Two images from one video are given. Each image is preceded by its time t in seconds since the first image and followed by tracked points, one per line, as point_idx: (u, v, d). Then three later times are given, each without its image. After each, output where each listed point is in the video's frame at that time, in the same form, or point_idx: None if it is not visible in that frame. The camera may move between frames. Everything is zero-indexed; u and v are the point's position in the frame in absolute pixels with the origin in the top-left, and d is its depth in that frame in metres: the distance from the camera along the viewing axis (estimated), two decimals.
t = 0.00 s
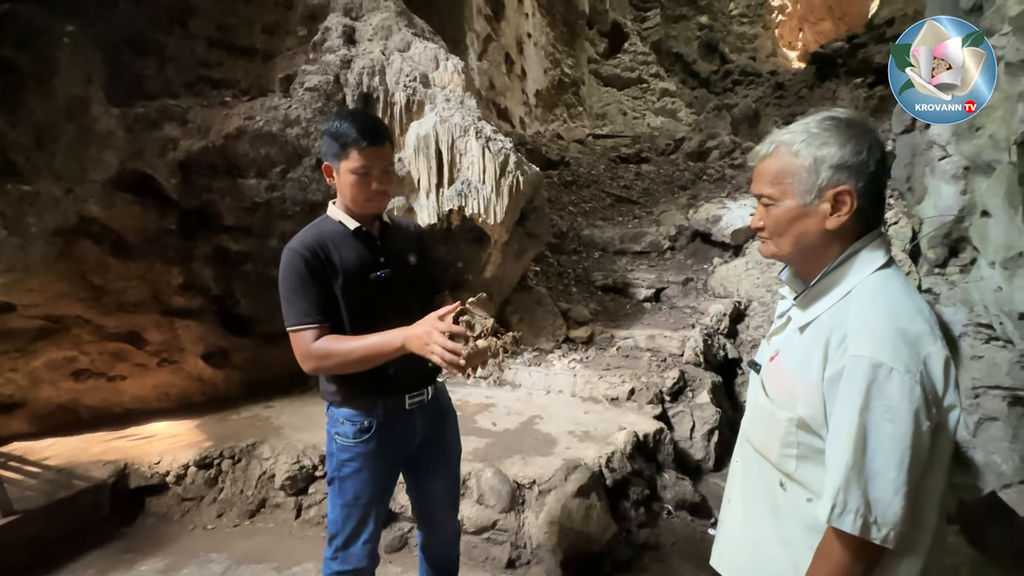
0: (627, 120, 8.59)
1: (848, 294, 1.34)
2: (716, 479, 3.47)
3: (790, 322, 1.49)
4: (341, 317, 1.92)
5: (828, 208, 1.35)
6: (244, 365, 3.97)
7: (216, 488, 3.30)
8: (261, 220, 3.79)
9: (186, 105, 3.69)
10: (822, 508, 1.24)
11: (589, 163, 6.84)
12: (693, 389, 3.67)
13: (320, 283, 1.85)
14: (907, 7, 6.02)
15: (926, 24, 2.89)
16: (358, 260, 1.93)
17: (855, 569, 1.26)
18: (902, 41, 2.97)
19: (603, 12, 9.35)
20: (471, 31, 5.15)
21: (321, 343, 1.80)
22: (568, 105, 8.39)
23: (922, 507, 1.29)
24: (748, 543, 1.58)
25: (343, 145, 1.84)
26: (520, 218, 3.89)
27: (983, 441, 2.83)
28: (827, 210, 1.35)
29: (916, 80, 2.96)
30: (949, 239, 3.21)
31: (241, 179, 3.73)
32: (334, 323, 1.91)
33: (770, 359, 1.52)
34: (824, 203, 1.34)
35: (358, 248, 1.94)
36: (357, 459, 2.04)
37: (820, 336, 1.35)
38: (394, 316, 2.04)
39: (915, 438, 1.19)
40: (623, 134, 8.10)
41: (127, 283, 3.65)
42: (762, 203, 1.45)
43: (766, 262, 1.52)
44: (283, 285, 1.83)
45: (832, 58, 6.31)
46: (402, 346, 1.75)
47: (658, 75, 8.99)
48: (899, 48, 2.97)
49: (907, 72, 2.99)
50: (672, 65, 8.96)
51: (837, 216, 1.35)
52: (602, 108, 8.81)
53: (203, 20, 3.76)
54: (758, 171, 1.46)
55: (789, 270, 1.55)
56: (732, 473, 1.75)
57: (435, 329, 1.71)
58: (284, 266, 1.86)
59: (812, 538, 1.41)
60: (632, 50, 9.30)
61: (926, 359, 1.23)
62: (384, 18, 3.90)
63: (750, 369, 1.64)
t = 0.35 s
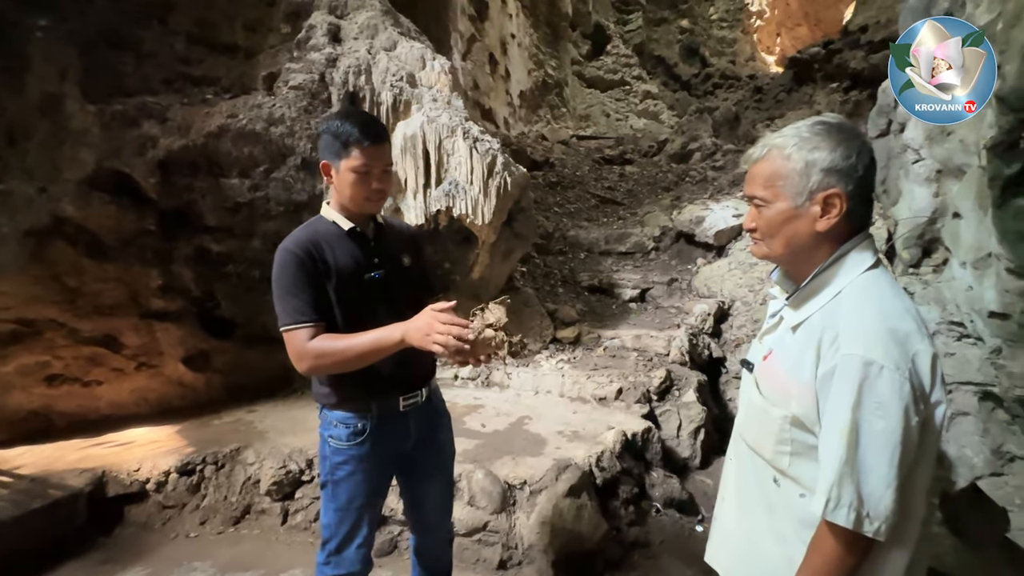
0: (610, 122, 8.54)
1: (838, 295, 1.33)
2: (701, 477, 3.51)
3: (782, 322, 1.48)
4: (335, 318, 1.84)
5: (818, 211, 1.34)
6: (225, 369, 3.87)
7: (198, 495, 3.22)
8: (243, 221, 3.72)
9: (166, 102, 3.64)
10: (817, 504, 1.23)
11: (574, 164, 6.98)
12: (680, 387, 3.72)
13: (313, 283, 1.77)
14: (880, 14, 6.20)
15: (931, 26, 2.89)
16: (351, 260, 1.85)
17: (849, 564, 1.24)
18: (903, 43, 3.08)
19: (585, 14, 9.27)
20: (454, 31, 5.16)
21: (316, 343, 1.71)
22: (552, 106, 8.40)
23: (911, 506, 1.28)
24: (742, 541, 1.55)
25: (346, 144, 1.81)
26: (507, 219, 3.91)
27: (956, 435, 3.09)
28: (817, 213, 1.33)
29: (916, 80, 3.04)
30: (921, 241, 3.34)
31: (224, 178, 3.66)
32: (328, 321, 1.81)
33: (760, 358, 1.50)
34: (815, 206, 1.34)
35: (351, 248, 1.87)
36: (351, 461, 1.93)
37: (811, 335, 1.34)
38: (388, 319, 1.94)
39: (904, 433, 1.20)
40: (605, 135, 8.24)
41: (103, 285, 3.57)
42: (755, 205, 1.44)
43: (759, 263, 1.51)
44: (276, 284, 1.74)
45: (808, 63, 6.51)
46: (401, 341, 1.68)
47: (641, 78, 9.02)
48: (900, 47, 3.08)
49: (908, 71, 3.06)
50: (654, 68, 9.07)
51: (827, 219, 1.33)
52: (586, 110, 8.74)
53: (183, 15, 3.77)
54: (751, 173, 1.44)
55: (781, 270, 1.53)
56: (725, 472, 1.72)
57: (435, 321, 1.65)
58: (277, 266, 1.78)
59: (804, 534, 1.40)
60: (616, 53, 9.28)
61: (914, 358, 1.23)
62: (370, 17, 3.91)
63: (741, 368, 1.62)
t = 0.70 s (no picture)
0: (591, 125, 8.86)
1: (826, 298, 1.31)
2: (686, 475, 3.52)
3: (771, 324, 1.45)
4: (329, 321, 1.75)
5: (807, 218, 1.32)
6: (207, 373, 3.81)
7: (180, 502, 3.15)
8: (225, 222, 3.70)
9: (144, 100, 3.62)
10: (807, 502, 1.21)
11: (557, 166, 7.33)
12: (664, 387, 3.78)
13: (310, 287, 1.69)
14: (851, 24, 6.39)
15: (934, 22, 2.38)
16: (348, 264, 1.77)
17: (837, 558, 1.22)
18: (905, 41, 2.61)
19: (567, 19, 9.57)
20: (436, 33, 5.61)
21: (312, 347, 1.63)
22: (534, 109, 8.57)
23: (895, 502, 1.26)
24: (733, 541, 1.51)
25: (349, 147, 1.75)
26: (494, 221, 3.93)
27: (925, 431, 2.82)
28: (806, 219, 1.32)
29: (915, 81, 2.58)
30: (893, 243, 3.19)
31: (205, 179, 3.64)
32: (324, 324, 1.74)
33: (751, 359, 1.47)
34: (804, 213, 1.32)
35: (348, 251, 1.79)
36: (348, 464, 1.77)
37: (802, 337, 1.31)
38: (384, 323, 1.86)
39: (890, 431, 1.18)
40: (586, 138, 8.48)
41: (79, 288, 3.49)
42: (746, 210, 1.42)
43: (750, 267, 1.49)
44: (271, 286, 1.67)
45: (783, 69, 6.68)
46: (396, 348, 1.61)
47: (620, 81, 9.35)
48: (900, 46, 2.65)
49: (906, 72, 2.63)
50: (632, 72, 9.47)
51: (815, 226, 1.32)
52: (567, 113, 9.06)
53: (161, 12, 3.72)
54: (744, 180, 1.42)
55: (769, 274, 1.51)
56: (715, 473, 1.67)
57: (430, 325, 1.58)
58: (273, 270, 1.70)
59: (794, 532, 1.37)
60: (596, 57, 9.58)
61: (899, 358, 1.22)
62: (355, 18, 4.00)
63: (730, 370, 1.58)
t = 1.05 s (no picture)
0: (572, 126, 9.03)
1: (805, 295, 1.26)
2: (667, 470, 3.56)
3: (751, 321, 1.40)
4: (326, 320, 1.72)
5: (788, 219, 1.26)
6: (185, 376, 3.72)
7: (160, 506, 3.06)
8: (206, 222, 3.65)
9: (121, 97, 3.57)
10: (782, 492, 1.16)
11: (539, 168, 7.45)
12: (646, 384, 3.83)
13: (307, 286, 1.66)
14: (824, 32, 6.55)
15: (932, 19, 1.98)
16: (343, 264, 1.75)
17: (810, 548, 1.18)
18: (905, 41, 2.16)
19: (549, 21, 9.77)
20: (419, 34, 5.74)
21: (311, 344, 1.60)
22: (516, 110, 8.84)
23: (867, 491, 1.21)
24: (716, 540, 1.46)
25: (343, 144, 1.71)
26: (479, 221, 4.02)
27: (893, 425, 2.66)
28: (786, 220, 1.26)
29: (916, 81, 2.12)
30: (864, 243, 2.98)
31: (185, 177, 3.59)
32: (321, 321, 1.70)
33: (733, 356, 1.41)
34: (784, 214, 1.26)
35: (342, 251, 1.76)
36: (342, 461, 1.76)
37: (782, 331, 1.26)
38: (380, 322, 1.84)
39: (863, 421, 1.15)
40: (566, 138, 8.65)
41: (53, 289, 3.41)
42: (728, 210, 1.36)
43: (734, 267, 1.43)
44: (268, 285, 1.63)
45: (759, 75, 6.87)
46: (399, 345, 1.60)
47: (601, 84, 9.48)
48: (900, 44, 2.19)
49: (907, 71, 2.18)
50: (615, 75, 9.53)
51: (796, 228, 1.26)
52: (549, 115, 9.24)
53: (138, 9, 3.72)
54: (728, 182, 1.36)
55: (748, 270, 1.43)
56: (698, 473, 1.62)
57: (435, 320, 1.59)
58: (268, 269, 1.66)
59: (771, 523, 1.31)
60: (578, 59, 9.81)
61: (873, 351, 1.19)
62: (338, 17, 4.01)
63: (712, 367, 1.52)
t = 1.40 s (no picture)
0: (554, 127, 9.08)
1: (777, 291, 1.23)
2: (647, 465, 3.57)
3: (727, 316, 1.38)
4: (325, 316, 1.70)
5: (762, 220, 1.24)
6: (162, 378, 3.65)
7: (137, 510, 2.97)
8: (183, 221, 3.59)
9: (94, 93, 3.50)
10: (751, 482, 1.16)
11: (521, 168, 7.49)
12: (626, 382, 3.88)
13: (304, 283, 1.64)
14: (797, 38, 6.68)
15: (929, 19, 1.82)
16: (335, 261, 1.73)
17: (780, 530, 1.16)
18: (904, 39, 1.92)
19: (531, 22, 9.80)
20: (401, 32, 5.76)
21: (319, 341, 1.58)
22: (498, 110, 8.88)
23: (831, 479, 1.20)
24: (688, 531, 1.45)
25: (323, 139, 1.69)
26: (461, 220, 4.06)
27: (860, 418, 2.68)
28: (761, 221, 1.23)
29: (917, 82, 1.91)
30: (835, 243, 2.87)
31: (162, 175, 3.53)
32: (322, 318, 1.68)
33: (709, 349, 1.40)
34: (759, 215, 1.23)
35: (333, 248, 1.74)
36: (334, 459, 1.75)
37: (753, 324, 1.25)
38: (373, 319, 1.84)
39: (829, 412, 1.14)
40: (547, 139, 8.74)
41: (23, 289, 3.33)
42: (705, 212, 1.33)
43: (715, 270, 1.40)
44: (265, 284, 1.60)
45: (735, 79, 7.02)
46: (412, 336, 1.61)
47: (583, 85, 9.65)
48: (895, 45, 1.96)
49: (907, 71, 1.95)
50: (595, 76, 9.84)
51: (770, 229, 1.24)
52: (531, 116, 9.30)
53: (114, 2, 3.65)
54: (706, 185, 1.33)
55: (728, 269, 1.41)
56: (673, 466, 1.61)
57: (445, 313, 1.61)
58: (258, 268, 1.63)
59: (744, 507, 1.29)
60: (559, 61, 9.88)
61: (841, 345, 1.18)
62: (319, 15, 4.03)
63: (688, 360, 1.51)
